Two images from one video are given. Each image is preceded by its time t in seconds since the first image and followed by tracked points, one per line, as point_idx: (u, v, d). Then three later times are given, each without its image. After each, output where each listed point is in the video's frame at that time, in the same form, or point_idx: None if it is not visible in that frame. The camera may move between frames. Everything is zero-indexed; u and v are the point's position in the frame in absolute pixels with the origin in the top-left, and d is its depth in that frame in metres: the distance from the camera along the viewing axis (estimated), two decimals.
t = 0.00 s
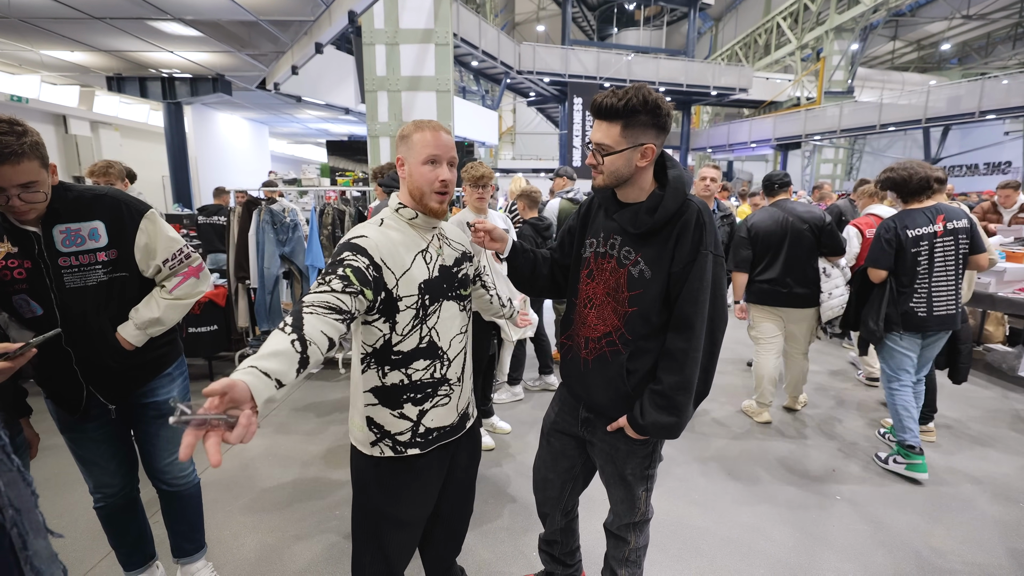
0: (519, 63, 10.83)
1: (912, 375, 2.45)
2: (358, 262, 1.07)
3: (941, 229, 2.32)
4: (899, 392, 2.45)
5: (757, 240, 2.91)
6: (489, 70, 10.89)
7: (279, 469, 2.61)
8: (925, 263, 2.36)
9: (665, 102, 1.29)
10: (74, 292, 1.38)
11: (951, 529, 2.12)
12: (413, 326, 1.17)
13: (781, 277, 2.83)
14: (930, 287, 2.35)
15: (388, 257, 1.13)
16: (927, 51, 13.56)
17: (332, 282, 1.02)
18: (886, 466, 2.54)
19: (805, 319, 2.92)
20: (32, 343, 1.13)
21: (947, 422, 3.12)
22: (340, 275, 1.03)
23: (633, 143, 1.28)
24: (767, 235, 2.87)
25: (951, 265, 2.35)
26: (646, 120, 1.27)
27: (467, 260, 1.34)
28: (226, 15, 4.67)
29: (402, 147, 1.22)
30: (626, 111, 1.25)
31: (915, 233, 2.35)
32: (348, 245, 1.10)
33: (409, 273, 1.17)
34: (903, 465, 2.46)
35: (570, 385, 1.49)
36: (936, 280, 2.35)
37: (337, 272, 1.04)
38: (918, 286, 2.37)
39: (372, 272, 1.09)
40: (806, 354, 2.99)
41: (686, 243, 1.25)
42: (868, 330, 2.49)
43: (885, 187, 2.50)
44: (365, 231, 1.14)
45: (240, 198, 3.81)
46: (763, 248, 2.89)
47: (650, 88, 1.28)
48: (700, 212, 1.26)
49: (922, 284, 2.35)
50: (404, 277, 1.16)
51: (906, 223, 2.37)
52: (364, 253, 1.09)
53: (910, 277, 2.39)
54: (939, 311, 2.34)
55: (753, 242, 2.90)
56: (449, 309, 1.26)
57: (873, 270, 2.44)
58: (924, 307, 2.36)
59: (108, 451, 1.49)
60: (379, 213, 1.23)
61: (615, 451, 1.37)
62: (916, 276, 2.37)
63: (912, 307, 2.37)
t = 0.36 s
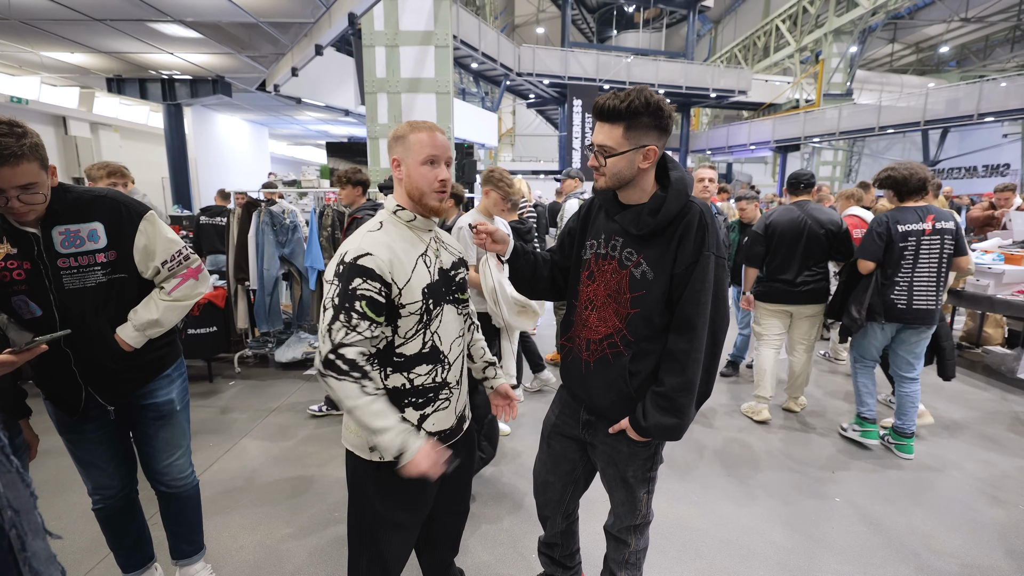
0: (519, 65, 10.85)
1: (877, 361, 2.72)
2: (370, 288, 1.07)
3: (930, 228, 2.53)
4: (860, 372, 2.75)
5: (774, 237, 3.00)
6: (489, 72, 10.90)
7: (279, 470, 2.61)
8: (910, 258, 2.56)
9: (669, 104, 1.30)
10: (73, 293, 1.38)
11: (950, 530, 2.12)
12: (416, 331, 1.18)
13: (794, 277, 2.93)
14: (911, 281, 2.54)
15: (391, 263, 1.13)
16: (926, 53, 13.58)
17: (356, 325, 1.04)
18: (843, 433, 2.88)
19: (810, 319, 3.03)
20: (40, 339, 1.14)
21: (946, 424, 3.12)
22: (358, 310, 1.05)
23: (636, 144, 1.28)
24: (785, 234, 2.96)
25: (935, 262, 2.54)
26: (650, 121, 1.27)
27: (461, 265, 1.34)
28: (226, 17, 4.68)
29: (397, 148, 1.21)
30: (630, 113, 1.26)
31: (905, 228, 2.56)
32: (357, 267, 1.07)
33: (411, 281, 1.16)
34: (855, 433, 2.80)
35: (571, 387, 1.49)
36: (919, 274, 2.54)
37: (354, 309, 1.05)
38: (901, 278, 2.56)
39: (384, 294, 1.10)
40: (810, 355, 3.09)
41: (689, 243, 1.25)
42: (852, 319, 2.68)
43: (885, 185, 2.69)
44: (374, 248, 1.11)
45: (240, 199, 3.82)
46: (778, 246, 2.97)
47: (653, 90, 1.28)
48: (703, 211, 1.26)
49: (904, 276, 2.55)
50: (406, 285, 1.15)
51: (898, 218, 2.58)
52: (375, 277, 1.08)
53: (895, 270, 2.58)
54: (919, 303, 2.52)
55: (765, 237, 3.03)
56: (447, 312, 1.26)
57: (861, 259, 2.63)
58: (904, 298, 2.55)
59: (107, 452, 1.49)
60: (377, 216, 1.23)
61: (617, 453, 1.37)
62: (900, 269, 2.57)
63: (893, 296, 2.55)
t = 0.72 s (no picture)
0: (519, 64, 10.84)
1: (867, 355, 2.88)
2: (357, 278, 1.08)
3: (893, 229, 2.70)
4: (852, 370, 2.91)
5: (789, 232, 3.03)
6: (489, 71, 10.88)
7: (280, 469, 2.61)
8: (880, 259, 2.74)
9: (669, 101, 1.29)
10: (74, 293, 1.37)
11: (951, 527, 2.12)
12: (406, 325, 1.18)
13: (804, 273, 3.00)
14: (884, 281, 2.72)
15: (376, 259, 1.14)
16: (925, 51, 13.57)
17: (358, 314, 1.05)
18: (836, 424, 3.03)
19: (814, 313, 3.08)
20: (40, 342, 1.13)
21: (948, 422, 3.12)
22: (351, 300, 1.05)
23: (640, 141, 1.28)
24: (800, 230, 3.00)
25: (904, 261, 2.71)
26: (651, 119, 1.27)
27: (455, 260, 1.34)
28: (225, 16, 4.67)
29: (381, 149, 1.19)
30: (633, 110, 1.26)
31: (870, 233, 2.74)
32: (338, 262, 1.08)
33: (393, 277, 1.16)
34: (846, 425, 2.96)
35: (572, 386, 1.48)
36: (890, 274, 2.72)
37: (346, 300, 1.05)
38: (875, 279, 2.75)
39: (373, 283, 1.12)
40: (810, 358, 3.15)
41: (690, 242, 1.24)
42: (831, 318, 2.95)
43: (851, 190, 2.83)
44: (352, 242, 1.13)
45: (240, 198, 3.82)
46: (793, 241, 3.01)
47: (655, 89, 1.29)
48: (704, 210, 1.26)
49: (876, 278, 2.74)
50: (387, 281, 1.16)
51: (863, 224, 2.76)
52: (359, 268, 1.09)
53: (869, 272, 2.77)
54: (893, 301, 2.72)
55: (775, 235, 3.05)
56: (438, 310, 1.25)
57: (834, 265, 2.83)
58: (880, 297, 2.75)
59: (109, 452, 1.49)
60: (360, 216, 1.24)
61: (618, 452, 1.37)
62: (874, 271, 2.75)
63: (868, 297, 2.77)
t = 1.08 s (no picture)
0: (520, 63, 10.83)
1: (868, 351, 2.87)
2: (376, 290, 1.10)
3: (886, 228, 2.76)
4: (854, 367, 2.88)
5: (781, 232, 3.03)
6: (490, 71, 10.87)
7: (281, 469, 2.61)
8: (873, 258, 2.79)
9: (667, 102, 1.29)
10: (77, 291, 1.38)
11: (954, 527, 2.12)
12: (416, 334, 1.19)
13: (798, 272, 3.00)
14: (878, 279, 2.78)
15: (389, 268, 1.15)
16: (928, 50, 13.53)
17: (379, 328, 1.07)
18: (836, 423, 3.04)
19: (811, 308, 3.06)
20: (42, 340, 1.14)
21: (950, 422, 3.12)
22: (373, 313, 1.08)
23: (639, 141, 1.27)
24: (792, 229, 3.00)
25: (896, 259, 2.77)
26: (649, 119, 1.26)
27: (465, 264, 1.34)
28: (226, 16, 4.67)
29: (398, 150, 1.19)
30: (631, 113, 1.25)
31: (863, 232, 2.80)
32: (356, 272, 1.09)
33: (404, 285, 1.17)
34: (847, 425, 2.95)
35: (572, 385, 1.48)
36: (883, 272, 2.78)
37: (367, 313, 1.07)
38: (869, 277, 2.80)
39: (390, 294, 1.13)
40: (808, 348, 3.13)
41: (690, 241, 1.24)
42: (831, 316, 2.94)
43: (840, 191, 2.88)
44: (367, 250, 1.13)
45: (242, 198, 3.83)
46: (787, 240, 3.01)
47: (652, 89, 1.28)
48: (703, 209, 1.26)
49: (870, 277, 2.79)
50: (399, 289, 1.17)
51: (855, 224, 2.82)
52: (376, 279, 1.10)
53: (862, 270, 2.82)
54: (888, 296, 2.78)
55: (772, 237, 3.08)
56: (443, 316, 1.26)
57: (830, 265, 2.86)
58: (874, 294, 2.80)
59: (111, 449, 1.49)
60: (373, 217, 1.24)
61: (618, 450, 1.37)
62: (867, 269, 2.80)
63: (863, 295, 2.81)
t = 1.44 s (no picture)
0: (525, 67, 10.85)
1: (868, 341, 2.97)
2: (391, 307, 1.10)
3: (904, 228, 2.86)
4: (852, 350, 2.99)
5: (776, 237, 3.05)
6: (495, 74, 10.90)
7: (288, 473, 2.62)
8: (889, 255, 2.89)
9: (671, 106, 1.29)
10: (89, 294, 1.38)
11: (966, 534, 2.09)
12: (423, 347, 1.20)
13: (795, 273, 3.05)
14: (892, 275, 2.86)
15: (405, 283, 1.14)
16: (936, 51, 13.43)
17: (388, 346, 1.09)
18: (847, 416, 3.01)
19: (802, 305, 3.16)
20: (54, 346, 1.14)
21: (961, 426, 3.08)
22: (385, 330, 1.10)
23: (643, 146, 1.27)
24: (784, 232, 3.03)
25: (909, 258, 2.88)
26: (655, 123, 1.26)
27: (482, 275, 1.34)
28: (234, 22, 4.72)
29: (419, 159, 1.19)
30: (637, 115, 1.25)
31: (883, 230, 2.89)
32: (373, 288, 1.09)
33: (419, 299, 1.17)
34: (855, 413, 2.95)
35: (578, 390, 1.48)
36: (897, 269, 2.87)
37: (379, 330, 1.09)
38: (881, 272, 2.88)
39: (405, 311, 1.13)
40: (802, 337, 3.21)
41: (694, 245, 1.24)
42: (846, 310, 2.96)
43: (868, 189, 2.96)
44: (386, 266, 1.12)
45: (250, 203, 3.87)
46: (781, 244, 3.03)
47: (657, 94, 1.28)
48: (707, 212, 1.25)
49: (885, 273, 2.86)
50: (414, 304, 1.16)
51: (877, 221, 2.91)
52: (393, 297, 1.10)
53: (877, 267, 2.90)
54: (898, 294, 2.86)
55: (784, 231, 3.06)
56: (454, 328, 1.27)
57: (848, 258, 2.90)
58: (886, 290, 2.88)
59: (117, 454, 1.51)
60: (391, 226, 1.22)
61: (625, 455, 1.36)
62: (882, 266, 2.88)
63: (877, 290, 2.87)
